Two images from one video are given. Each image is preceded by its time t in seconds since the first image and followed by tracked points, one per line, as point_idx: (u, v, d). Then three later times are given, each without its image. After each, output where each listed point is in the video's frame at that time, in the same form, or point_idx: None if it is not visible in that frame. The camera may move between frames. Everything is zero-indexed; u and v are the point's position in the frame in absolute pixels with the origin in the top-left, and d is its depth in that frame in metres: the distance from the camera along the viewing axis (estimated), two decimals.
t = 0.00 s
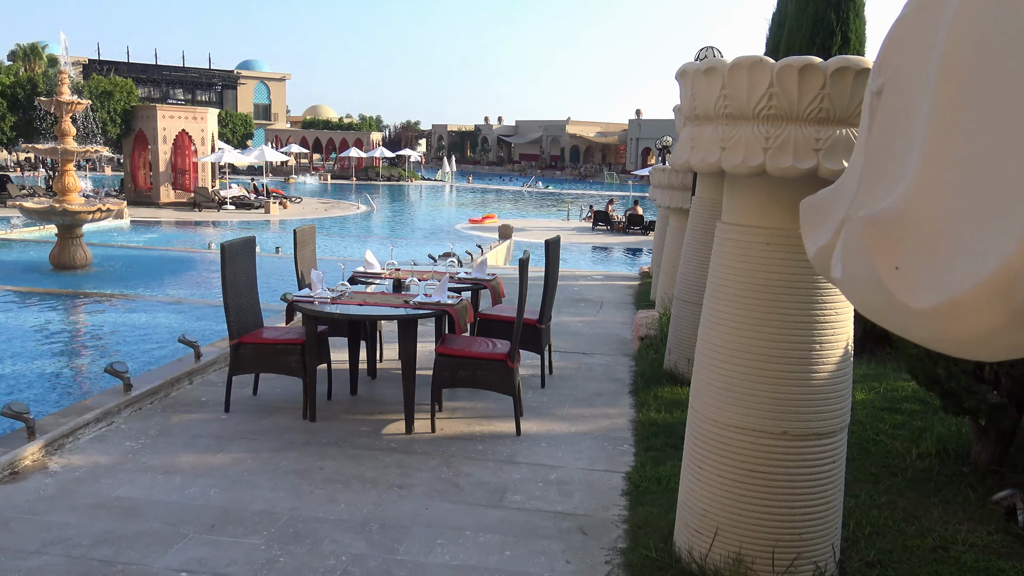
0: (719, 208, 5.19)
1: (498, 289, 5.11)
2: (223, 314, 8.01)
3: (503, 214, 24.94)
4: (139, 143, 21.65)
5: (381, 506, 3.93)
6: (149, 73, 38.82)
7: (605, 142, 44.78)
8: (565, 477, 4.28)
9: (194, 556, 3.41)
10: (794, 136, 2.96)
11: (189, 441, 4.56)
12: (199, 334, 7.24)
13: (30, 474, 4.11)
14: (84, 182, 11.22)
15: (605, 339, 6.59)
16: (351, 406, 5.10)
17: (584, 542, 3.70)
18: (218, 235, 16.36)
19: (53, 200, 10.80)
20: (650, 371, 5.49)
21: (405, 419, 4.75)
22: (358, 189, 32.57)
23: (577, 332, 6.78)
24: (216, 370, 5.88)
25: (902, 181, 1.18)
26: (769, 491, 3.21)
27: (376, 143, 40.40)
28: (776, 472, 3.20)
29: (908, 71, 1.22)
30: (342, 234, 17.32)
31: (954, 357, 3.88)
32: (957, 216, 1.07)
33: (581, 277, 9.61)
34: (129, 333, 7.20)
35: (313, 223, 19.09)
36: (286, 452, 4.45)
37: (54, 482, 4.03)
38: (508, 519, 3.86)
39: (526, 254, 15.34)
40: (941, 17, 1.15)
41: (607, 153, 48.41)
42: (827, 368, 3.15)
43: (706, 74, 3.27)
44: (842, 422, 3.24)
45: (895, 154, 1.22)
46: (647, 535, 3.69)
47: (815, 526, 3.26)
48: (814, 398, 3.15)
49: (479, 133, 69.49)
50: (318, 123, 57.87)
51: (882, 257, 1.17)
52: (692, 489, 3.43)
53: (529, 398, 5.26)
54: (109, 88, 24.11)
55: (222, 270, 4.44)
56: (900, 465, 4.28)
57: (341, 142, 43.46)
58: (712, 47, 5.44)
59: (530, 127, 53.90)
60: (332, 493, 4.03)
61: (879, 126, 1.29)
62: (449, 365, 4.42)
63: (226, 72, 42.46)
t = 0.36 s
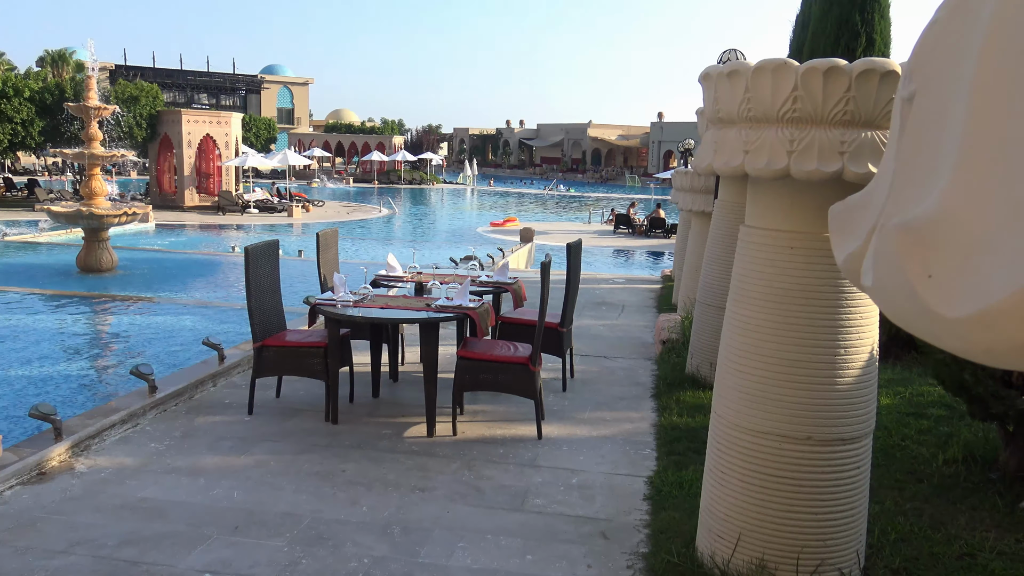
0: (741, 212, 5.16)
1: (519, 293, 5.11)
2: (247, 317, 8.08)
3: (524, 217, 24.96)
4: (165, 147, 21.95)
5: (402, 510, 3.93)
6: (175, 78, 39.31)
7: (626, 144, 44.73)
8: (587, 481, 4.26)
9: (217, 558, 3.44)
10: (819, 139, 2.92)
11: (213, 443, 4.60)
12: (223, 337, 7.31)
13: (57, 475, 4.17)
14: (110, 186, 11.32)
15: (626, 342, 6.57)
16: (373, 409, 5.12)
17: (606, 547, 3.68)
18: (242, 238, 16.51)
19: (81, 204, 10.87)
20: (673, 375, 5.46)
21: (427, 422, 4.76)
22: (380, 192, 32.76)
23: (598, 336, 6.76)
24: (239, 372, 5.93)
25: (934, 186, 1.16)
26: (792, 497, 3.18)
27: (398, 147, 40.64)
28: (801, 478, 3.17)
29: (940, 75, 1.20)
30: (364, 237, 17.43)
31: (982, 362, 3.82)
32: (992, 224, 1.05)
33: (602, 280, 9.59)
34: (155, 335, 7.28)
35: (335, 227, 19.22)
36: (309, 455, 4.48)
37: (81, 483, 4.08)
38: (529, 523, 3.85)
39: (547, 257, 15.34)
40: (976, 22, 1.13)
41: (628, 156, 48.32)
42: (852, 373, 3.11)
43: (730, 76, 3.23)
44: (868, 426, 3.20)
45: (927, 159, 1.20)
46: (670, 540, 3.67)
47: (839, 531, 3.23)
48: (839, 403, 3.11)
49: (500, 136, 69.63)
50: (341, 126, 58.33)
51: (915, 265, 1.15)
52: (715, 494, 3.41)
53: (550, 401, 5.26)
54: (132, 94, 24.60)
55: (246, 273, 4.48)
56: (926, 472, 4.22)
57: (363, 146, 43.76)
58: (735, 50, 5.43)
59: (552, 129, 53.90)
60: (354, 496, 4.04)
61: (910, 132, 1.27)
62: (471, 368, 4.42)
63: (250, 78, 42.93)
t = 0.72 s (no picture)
0: (759, 215, 5.14)
1: (536, 296, 5.12)
2: (264, 319, 8.13)
3: (541, 220, 24.97)
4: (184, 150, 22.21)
5: (418, 512, 3.93)
6: (195, 81, 39.64)
7: (643, 148, 44.66)
8: (603, 485, 4.25)
9: (235, 558, 3.45)
10: (838, 142, 2.89)
11: (231, 444, 4.63)
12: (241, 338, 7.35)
13: (77, 474, 4.21)
14: (130, 189, 11.45)
15: (643, 345, 6.56)
16: (389, 411, 5.14)
17: (622, 551, 3.66)
18: (260, 240, 16.62)
19: (101, 206, 11.01)
20: (689, 380, 5.44)
21: (443, 425, 4.77)
22: (397, 196, 32.90)
23: (614, 339, 6.75)
24: (257, 374, 5.96)
25: (965, 191, 1.14)
26: (811, 503, 3.15)
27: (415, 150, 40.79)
28: (819, 484, 3.14)
29: (967, 78, 1.18)
30: (381, 240, 17.49)
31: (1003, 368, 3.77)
32: None
33: (619, 283, 9.58)
34: (173, 337, 7.34)
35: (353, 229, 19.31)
36: (325, 457, 4.49)
37: (100, 483, 4.11)
38: (544, 527, 3.84)
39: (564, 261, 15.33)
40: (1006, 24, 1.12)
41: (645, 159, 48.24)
42: (872, 379, 3.08)
43: (749, 79, 3.20)
44: (888, 432, 3.16)
45: (955, 164, 1.19)
46: (687, 545, 3.64)
47: (858, 538, 3.20)
48: (858, 409, 3.08)
49: (516, 140, 69.74)
50: (358, 129, 58.67)
51: (946, 271, 1.14)
52: (733, 500, 3.39)
53: (566, 405, 5.25)
54: (153, 96, 24.69)
55: (264, 275, 4.51)
56: (946, 478, 4.18)
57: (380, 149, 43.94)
58: (753, 54, 5.42)
59: (568, 133, 53.93)
60: (370, 498, 4.04)
61: (938, 135, 1.25)
62: (487, 371, 4.42)
63: (268, 81, 43.21)
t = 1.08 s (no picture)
0: (782, 220, 5.11)
1: (557, 300, 5.12)
2: (286, 321, 8.18)
3: (562, 224, 24.94)
4: (207, 152, 22.63)
5: (439, 515, 3.92)
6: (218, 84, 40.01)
7: (665, 151, 44.55)
8: (624, 490, 4.22)
9: (256, 559, 3.45)
10: (865, 147, 2.83)
11: (253, 445, 4.66)
12: (263, 340, 7.40)
13: (101, 474, 4.25)
14: (155, 191, 11.56)
15: (664, 350, 6.54)
16: (410, 414, 5.16)
17: (643, 557, 3.63)
18: (281, 242, 16.74)
19: (126, 208, 11.12)
20: (711, 385, 5.41)
21: (463, 428, 4.78)
22: (418, 198, 33.02)
23: (635, 343, 6.73)
24: (278, 376, 6.00)
25: (1011, 201, 1.12)
26: (834, 510, 3.10)
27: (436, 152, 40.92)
28: (842, 491, 3.09)
29: (1010, 86, 1.16)
30: (402, 243, 17.55)
31: None
32: None
33: (640, 287, 9.55)
34: (196, 338, 7.41)
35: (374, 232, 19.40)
36: (346, 459, 4.51)
37: (124, 483, 4.15)
38: (565, 531, 3.81)
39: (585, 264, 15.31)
40: None
41: (666, 163, 48.11)
42: (897, 385, 3.02)
43: (772, 83, 3.13)
44: (914, 438, 3.10)
45: (1000, 173, 1.17)
46: (708, 552, 3.60)
47: (883, 546, 3.14)
48: (883, 416, 3.02)
49: (536, 143, 69.75)
50: (379, 132, 59.02)
51: (993, 283, 1.12)
52: (755, 506, 3.34)
53: (587, 409, 5.24)
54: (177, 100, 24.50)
55: (287, 278, 4.54)
56: (972, 487, 4.13)
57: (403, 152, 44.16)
58: (776, 58, 5.40)
59: (588, 136, 53.85)
60: (391, 501, 4.05)
61: (981, 142, 1.22)
62: (508, 375, 4.42)
63: (291, 84, 43.58)
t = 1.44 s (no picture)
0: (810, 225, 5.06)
1: (582, 304, 5.12)
2: (312, 323, 8.25)
3: (586, 227, 24.90)
4: (236, 156, 23.15)
5: (462, 518, 3.91)
6: (247, 88, 40.50)
7: (690, 155, 44.37)
8: (649, 496, 4.19)
9: (280, 560, 3.46)
10: (896, 151, 2.75)
11: (278, 446, 4.69)
12: (289, 341, 7.46)
13: (129, 473, 4.30)
14: (184, 193, 11.68)
15: (689, 355, 6.50)
16: (434, 416, 5.17)
17: (668, 563, 3.57)
18: (308, 244, 16.88)
19: (155, 209, 11.26)
20: (737, 391, 5.38)
21: (487, 432, 4.78)
22: (443, 201, 33.14)
23: (660, 348, 6.70)
24: (304, 377, 6.04)
25: None
26: (862, 520, 3.01)
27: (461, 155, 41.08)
28: (872, 501, 3.00)
29: None
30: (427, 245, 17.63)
31: None
32: None
33: (665, 291, 9.52)
34: (223, 338, 7.48)
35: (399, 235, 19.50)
36: (370, 461, 4.52)
37: (151, 482, 4.19)
38: (589, 536, 3.78)
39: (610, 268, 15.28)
40: None
41: (692, 167, 47.89)
42: (930, 392, 2.92)
43: (802, 86, 3.06)
44: (946, 447, 3.00)
45: None
46: (733, 559, 3.52)
47: (914, 558, 3.04)
48: (914, 424, 2.93)
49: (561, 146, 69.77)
50: (405, 134, 59.34)
51: None
52: (782, 515, 3.27)
53: (611, 414, 5.23)
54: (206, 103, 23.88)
55: (313, 280, 4.58)
56: (1004, 497, 4.05)
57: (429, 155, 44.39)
58: (806, 61, 5.36)
59: (614, 139, 53.68)
60: (415, 503, 4.04)
61: None
62: (532, 378, 4.42)
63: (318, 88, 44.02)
